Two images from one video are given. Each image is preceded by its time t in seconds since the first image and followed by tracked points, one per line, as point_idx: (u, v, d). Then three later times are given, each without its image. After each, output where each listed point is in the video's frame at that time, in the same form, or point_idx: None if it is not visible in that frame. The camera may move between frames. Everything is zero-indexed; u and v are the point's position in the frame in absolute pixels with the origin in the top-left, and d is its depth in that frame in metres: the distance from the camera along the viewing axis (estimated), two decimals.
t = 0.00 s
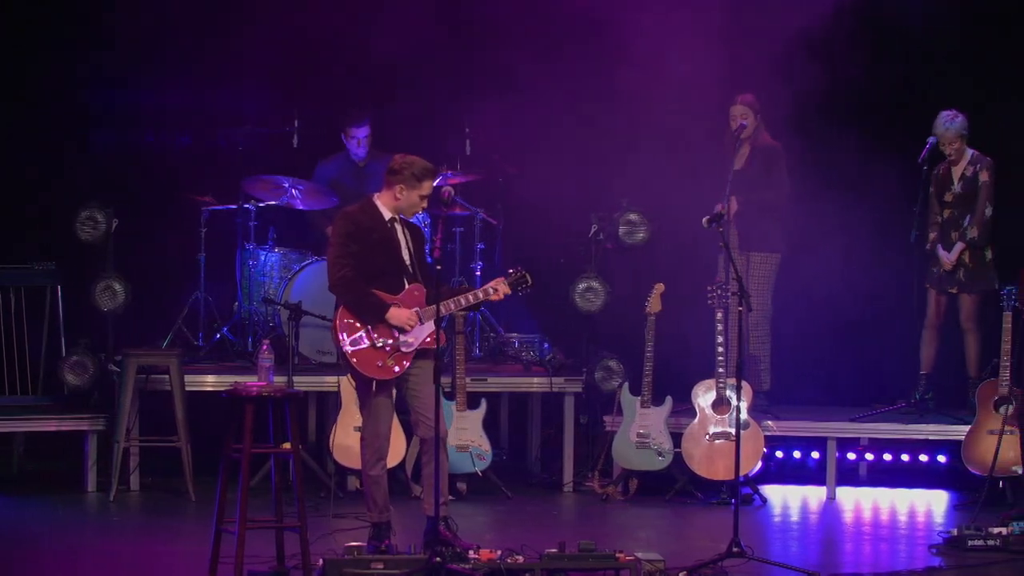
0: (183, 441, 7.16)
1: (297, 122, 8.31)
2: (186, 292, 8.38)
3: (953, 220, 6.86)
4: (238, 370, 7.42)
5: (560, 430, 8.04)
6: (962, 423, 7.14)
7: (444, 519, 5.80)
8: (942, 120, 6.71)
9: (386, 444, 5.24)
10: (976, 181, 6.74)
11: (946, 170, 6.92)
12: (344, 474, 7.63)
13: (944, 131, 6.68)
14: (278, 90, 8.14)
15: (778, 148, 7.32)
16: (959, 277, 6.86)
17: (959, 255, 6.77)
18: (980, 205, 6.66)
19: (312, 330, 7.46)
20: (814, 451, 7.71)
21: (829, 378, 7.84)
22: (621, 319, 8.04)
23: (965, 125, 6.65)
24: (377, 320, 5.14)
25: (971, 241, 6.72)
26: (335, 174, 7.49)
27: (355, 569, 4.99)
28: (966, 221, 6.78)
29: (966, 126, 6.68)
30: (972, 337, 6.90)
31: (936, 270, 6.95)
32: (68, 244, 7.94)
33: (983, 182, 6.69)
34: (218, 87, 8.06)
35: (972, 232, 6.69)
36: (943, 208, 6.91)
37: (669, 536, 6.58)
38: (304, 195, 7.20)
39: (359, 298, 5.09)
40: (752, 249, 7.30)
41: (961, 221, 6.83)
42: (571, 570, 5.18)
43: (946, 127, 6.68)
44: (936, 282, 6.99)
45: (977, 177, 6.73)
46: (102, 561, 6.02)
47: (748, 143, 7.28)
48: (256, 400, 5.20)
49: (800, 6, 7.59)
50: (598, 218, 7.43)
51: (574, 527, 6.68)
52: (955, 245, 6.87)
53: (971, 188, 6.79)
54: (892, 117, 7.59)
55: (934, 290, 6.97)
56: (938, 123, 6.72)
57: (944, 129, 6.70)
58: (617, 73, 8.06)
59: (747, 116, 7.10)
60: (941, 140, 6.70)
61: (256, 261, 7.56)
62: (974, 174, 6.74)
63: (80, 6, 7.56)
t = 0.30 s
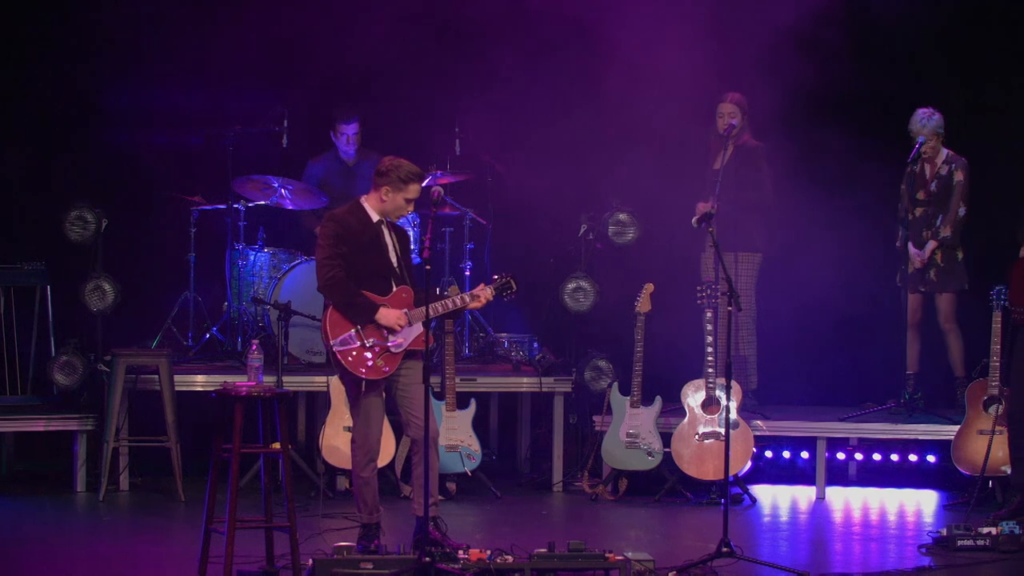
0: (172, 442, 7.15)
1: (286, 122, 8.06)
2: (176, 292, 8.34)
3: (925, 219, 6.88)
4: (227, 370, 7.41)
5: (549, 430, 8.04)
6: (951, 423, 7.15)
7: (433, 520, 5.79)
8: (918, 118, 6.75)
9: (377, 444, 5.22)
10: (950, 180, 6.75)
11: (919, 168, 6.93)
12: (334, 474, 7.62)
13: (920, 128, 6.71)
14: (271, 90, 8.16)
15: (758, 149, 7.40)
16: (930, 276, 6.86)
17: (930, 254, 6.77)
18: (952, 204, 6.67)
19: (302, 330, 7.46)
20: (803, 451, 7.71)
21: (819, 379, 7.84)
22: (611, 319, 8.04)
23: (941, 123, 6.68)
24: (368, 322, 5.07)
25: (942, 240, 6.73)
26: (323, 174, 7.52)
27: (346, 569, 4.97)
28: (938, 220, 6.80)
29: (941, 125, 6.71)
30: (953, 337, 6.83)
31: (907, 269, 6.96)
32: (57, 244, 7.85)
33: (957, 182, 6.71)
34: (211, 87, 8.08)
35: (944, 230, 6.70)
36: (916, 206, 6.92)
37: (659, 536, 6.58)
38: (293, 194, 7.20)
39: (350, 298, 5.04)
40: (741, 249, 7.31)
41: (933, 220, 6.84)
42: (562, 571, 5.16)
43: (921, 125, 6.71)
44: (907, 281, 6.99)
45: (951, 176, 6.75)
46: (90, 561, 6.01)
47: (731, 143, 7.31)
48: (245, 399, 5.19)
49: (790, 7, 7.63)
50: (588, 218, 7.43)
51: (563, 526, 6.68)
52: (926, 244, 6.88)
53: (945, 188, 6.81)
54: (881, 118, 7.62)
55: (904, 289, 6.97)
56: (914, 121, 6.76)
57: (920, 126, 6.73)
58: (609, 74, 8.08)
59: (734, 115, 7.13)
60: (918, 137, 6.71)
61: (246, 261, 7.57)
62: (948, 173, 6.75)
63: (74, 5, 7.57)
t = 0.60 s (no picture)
0: (159, 441, 7.16)
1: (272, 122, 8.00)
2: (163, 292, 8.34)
3: (900, 220, 6.95)
4: (214, 370, 7.41)
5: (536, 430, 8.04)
6: (938, 423, 7.15)
7: (420, 520, 5.78)
8: (896, 119, 6.80)
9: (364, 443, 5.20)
10: (927, 182, 6.86)
11: (892, 169, 6.97)
12: (321, 474, 7.62)
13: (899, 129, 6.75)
14: (262, 90, 8.16)
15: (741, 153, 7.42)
16: (904, 277, 6.95)
17: (908, 255, 6.86)
18: (932, 207, 6.78)
19: (289, 330, 7.46)
20: (789, 451, 7.72)
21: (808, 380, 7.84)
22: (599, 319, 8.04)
23: (918, 125, 6.77)
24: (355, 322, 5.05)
25: (921, 242, 6.83)
26: (310, 174, 7.55)
27: (332, 569, 4.93)
28: (915, 222, 6.91)
29: (919, 127, 6.79)
30: (929, 340, 7.00)
31: (881, 270, 7.02)
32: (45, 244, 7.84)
33: (934, 184, 6.82)
34: (201, 86, 8.10)
35: (924, 233, 6.80)
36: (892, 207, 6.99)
37: (646, 535, 6.58)
38: (280, 194, 7.21)
39: (338, 297, 5.00)
40: (728, 249, 7.33)
41: (909, 222, 6.94)
42: (548, 571, 5.14)
43: (900, 125, 6.76)
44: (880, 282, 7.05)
45: (928, 179, 6.85)
46: (74, 561, 6.01)
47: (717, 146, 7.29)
48: (232, 399, 5.19)
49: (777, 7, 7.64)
50: (575, 218, 7.43)
51: (550, 526, 6.68)
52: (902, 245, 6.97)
53: (919, 190, 6.92)
54: (868, 118, 7.63)
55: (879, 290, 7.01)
56: (893, 121, 6.80)
57: (899, 127, 6.78)
58: (600, 73, 8.08)
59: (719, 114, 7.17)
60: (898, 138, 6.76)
61: (232, 261, 7.57)
62: (925, 175, 6.85)
63: (63, 5, 7.57)
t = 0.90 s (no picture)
0: (148, 441, 7.16)
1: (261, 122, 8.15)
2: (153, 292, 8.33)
3: (888, 220, 6.91)
4: (202, 370, 7.41)
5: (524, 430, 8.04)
6: (926, 422, 7.15)
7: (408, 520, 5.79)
8: (886, 118, 6.74)
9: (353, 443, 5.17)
10: (913, 182, 6.90)
11: (876, 169, 6.93)
12: (310, 474, 7.62)
13: (891, 128, 6.69)
14: (251, 91, 8.17)
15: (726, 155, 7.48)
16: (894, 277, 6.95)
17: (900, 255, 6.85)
18: (922, 208, 6.83)
19: (277, 330, 7.45)
20: (778, 451, 7.72)
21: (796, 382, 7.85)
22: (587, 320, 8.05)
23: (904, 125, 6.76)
24: (346, 323, 5.01)
25: (913, 242, 6.85)
26: (299, 174, 7.55)
27: (321, 569, 4.93)
28: (904, 221, 6.90)
29: (907, 125, 6.75)
30: (915, 339, 7.04)
31: (868, 270, 6.96)
32: (34, 243, 7.84)
33: (920, 185, 6.87)
34: (193, 87, 8.09)
35: (916, 233, 6.83)
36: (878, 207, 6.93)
37: (635, 535, 6.58)
38: (268, 194, 7.22)
39: (329, 298, 4.97)
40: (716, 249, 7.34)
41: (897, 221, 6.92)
42: (536, 571, 5.13)
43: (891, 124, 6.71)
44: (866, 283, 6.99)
45: (914, 179, 6.88)
46: (60, 562, 6.00)
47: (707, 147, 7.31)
48: (220, 400, 5.19)
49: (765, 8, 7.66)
50: (563, 218, 7.42)
51: (539, 526, 6.67)
52: (892, 245, 6.93)
53: (905, 190, 6.92)
54: (857, 118, 7.64)
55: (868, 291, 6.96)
56: (883, 121, 6.73)
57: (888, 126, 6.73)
58: (593, 74, 8.09)
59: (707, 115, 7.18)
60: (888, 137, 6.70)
61: (221, 261, 7.57)
62: (912, 175, 6.88)
63: (54, 6, 7.62)
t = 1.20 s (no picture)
0: (136, 441, 7.15)
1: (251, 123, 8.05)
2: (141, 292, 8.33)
3: (886, 220, 6.89)
4: (191, 370, 7.40)
5: (513, 430, 8.04)
6: (916, 422, 7.14)
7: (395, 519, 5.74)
8: (881, 118, 6.73)
9: (343, 442, 5.09)
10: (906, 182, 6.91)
11: (871, 170, 6.90)
12: (298, 474, 7.61)
13: (891, 128, 6.67)
14: (239, 90, 8.17)
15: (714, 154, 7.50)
16: (892, 277, 6.92)
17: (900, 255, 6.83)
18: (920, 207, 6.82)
19: (266, 330, 7.45)
20: (766, 451, 7.72)
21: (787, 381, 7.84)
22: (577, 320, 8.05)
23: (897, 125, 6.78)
24: (337, 326, 4.93)
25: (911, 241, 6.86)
26: (288, 174, 7.52)
27: (310, 569, 4.90)
28: (900, 222, 6.88)
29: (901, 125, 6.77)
30: (911, 338, 6.98)
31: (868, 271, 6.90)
32: (22, 243, 7.82)
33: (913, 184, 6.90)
34: (183, 86, 8.09)
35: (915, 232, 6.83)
36: (875, 208, 6.89)
37: (624, 535, 6.58)
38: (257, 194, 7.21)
39: (319, 298, 4.89)
40: (704, 249, 7.34)
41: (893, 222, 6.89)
42: (525, 571, 5.09)
43: (888, 124, 6.71)
44: (865, 284, 6.92)
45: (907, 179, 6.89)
46: (46, 562, 6.00)
47: (695, 146, 7.32)
48: (208, 400, 5.18)
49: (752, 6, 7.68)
50: (551, 218, 7.42)
51: (528, 526, 6.67)
52: (891, 246, 6.88)
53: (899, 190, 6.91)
54: (845, 117, 7.65)
55: (868, 292, 6.90)
56: (880, 121, 6.71)
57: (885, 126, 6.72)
58: (586, 74, 8.08)
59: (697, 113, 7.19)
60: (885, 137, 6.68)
61: (210, 261, 7.57)
62: (906, 176, 6.88)
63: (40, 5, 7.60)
